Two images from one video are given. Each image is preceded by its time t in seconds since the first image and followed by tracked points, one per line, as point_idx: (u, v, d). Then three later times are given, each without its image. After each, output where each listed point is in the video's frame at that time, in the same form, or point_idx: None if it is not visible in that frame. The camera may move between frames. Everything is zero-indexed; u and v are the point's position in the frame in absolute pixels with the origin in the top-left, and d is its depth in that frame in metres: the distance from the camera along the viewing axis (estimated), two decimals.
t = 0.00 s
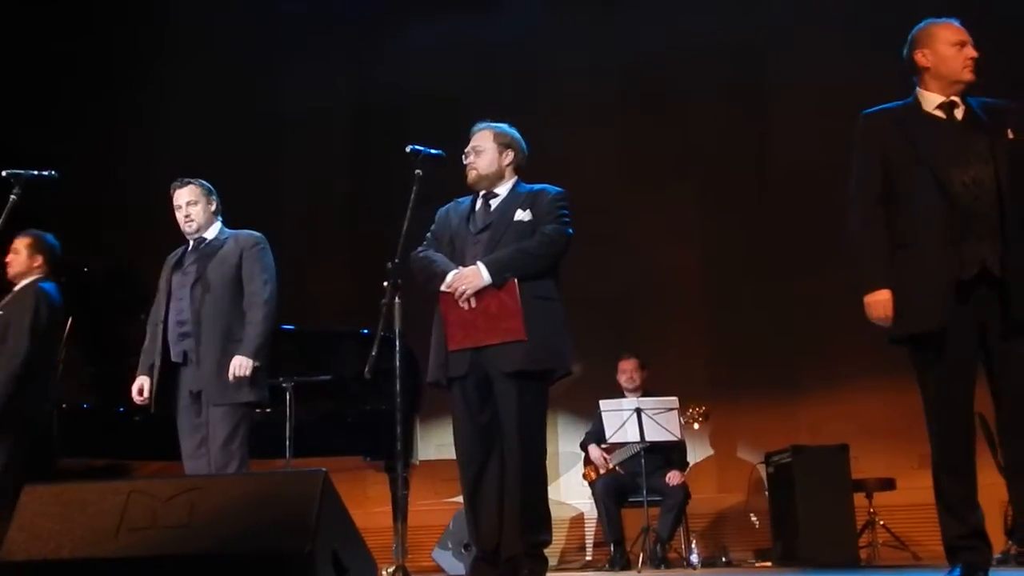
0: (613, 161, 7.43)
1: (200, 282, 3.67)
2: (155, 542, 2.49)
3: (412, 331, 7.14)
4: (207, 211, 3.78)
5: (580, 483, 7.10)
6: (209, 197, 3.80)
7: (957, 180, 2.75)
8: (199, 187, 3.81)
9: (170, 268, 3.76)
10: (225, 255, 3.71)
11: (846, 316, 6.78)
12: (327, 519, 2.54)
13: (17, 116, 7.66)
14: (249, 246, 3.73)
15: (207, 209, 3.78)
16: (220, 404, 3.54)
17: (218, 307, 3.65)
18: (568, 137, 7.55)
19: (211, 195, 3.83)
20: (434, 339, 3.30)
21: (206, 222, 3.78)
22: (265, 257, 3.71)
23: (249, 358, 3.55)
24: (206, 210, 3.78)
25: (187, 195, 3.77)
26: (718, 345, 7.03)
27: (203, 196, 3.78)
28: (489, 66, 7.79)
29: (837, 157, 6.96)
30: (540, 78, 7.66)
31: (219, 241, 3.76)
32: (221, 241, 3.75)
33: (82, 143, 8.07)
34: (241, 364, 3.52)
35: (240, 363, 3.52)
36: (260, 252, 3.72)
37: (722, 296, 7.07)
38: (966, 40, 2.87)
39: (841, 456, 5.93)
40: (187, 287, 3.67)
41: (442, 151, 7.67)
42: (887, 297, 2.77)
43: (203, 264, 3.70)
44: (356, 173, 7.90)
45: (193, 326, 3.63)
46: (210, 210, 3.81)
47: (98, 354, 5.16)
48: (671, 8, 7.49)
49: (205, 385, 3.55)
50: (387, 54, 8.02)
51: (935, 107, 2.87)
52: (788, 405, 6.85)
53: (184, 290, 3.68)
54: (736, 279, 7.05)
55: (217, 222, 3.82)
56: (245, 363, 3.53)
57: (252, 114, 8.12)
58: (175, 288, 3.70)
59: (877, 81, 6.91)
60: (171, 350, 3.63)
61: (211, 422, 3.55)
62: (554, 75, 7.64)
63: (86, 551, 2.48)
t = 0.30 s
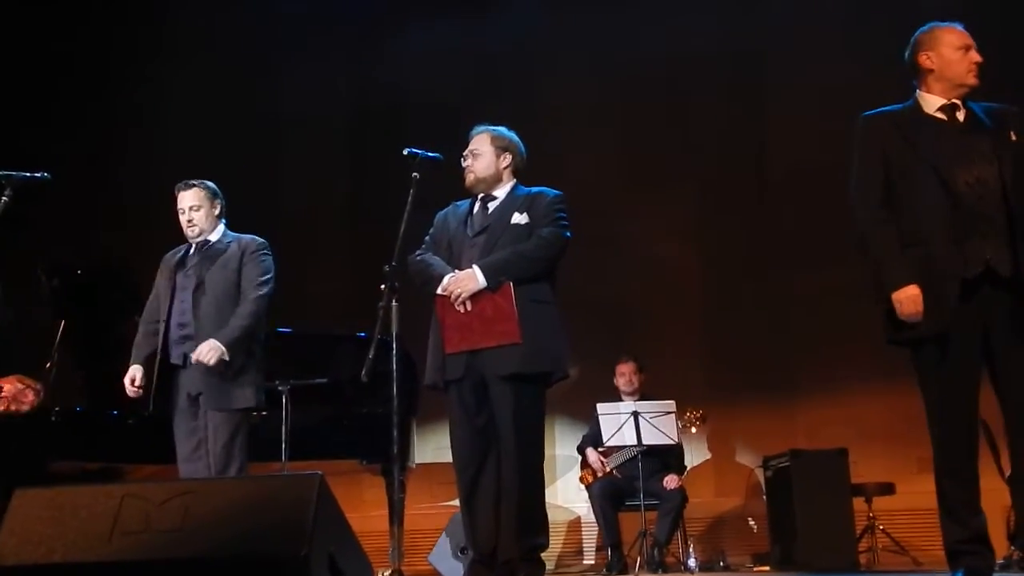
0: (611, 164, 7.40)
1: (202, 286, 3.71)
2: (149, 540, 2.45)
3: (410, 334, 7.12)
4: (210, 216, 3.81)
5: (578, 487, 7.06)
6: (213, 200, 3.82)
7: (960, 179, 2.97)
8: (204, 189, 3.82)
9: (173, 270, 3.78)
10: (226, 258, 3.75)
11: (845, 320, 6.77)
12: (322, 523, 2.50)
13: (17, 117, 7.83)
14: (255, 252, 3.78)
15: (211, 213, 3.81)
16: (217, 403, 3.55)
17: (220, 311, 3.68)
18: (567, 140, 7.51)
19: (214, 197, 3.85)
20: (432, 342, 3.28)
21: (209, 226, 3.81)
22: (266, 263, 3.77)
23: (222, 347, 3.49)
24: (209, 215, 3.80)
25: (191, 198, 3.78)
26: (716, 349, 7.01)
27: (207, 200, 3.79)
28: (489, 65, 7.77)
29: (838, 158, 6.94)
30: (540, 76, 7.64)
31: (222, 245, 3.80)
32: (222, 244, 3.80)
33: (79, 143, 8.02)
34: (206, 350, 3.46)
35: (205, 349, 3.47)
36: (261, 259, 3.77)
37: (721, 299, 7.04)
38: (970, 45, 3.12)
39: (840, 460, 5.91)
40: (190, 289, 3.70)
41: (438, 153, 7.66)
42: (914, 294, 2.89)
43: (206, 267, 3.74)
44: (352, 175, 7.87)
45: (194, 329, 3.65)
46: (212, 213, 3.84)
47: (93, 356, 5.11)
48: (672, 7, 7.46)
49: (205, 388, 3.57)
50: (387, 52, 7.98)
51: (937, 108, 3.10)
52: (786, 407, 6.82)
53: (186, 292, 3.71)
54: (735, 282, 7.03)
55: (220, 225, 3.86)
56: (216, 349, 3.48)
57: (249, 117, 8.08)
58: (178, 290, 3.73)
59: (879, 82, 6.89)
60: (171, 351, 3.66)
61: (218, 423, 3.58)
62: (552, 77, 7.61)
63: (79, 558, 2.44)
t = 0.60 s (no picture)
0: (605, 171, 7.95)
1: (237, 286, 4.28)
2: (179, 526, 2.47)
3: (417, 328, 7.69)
4: (249, 224, 4.37)
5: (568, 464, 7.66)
6: (250, 210, 4.37)
7: (907, 193, 3.52)
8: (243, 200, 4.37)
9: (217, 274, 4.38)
10: (258, 258, 4.30)
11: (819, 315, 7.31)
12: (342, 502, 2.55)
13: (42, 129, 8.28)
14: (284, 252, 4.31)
15: (249, 222, 4.37)
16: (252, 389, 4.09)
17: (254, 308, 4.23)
18: (564, 148, 8.05)
19: (253, 206, 4.41)
20: (439, 339, 3.90)
21: (247, 232, 4.38)
22: (292, 260, 4.27)
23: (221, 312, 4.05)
24: (247, 223, 4.36)
25: (232, 209, 4.34)
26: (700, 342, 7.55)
27: (245, 210, 4.35)
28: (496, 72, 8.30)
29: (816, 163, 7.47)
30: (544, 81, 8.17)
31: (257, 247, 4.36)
32: (260, 246, 4.36)
33: (111, 147, 8.55)
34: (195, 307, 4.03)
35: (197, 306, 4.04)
36: (289, 257, 4.29)
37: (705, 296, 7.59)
38: (920, 71, 3.61)
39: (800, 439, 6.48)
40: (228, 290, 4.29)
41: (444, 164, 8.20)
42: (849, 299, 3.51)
43: (242, 270, 4.30)
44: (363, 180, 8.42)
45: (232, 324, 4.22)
46: (250, 221, 4.39)
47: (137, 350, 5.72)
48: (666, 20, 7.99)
49: (241, 376, 4.13)
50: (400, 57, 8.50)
51: (889, 129, 3.63)
52: (757, 389, 7.40)
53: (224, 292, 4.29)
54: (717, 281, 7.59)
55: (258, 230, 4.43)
56: (212, 312, 4.04)
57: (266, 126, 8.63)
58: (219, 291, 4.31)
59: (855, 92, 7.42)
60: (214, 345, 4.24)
61: (259, 408, 4.13)
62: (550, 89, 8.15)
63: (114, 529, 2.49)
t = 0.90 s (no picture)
0: (601, 178, 8.52)
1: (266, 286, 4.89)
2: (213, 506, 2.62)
3: (424, 324, 8.33)
4: (275, 231, 4.99)
5: (559, 447, 8.25)
6: (276, 220, 4.98)
7: (860, 206, 4.12)
8: (269, 211, 4.97)
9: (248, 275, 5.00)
10: (285, 262, 4.90)
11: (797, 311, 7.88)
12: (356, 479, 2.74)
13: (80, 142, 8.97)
14: (308, 257, 4.93)
15: (275, 230, 4.98)
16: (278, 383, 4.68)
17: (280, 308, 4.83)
18: (562, 157, 8.64)
19: (277, 216, 5.01)
20: (445, 335, 4.51)
21: (274, 239, 4.99)
22: (313, 265, 4.88)
23: (248, 290, 4.81)
24: (273, 231, 4.98)
25: (259, 220, 4.95)
26: (681, 336, 8.13)
27: (272, 221, 4.96)
28: (501, 82, 8.88)
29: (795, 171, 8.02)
30: (545, 90, 8.75)
31: (284, 252, 4.96)
32: (287, 251, 4.94)
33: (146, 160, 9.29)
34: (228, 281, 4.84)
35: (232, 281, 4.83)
36: (312, 262, 4.90)
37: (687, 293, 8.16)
38: (873, 94, 4.16)
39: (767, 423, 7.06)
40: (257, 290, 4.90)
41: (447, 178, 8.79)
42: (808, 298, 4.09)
43: (270, 272, 4.90)
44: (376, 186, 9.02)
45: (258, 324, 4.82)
46: (276, 230, 5.01)
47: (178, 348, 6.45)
48: (658, 38, 8.54)
49: (267, 370, 4.73)
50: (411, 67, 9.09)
51: (847, 147, 4.21)
52: (718, 386, 8.00)
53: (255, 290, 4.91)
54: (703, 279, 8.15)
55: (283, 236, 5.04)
56: (240, 287, 4.82)
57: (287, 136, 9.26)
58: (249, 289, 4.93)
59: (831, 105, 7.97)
60: (244, 343, 4.86)
61: (282, 400, 4.72)
62: (550, 103, 8.74)
63: (151, 506, 2.65)
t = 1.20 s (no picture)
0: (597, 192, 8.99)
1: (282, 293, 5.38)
2: (230, 498, 2.75)
3: (428, 329, 8.82)
4: (287, 244, 5.47)
5: (552, 443, 8.73)
6: (287, 234, 5.47)
7: (827, 224, 4.50)
8: (280, 227, 5.45)
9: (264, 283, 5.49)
10: (298, 272, 5.40)
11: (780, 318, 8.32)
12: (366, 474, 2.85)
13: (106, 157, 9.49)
14: (319, 267, 5.42)
15: (287, 243, 5.46)
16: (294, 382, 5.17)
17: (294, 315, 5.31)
18: (560, 172, 9.13)
19: (288, 230, 5.50)
20: (446, 338, 4.99)
21: (287, 252, 5.48)
22: (325, 275, 5.37)
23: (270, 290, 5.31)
24: (286, 245, 5.46)
25: (270, 236, 5.42)
26: (669, 341, 8.59)
27: (282, 236, 5.44)
28: (502, 102, 9.37)
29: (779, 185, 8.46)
30: (541, 109, 9.24)
31: (297, 262, 5.46)
32: (299, 263, 5.44)
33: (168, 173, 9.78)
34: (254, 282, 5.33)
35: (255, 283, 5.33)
36: (323, 272, 5.39)
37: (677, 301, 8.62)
38: (836, 119, 4.55)
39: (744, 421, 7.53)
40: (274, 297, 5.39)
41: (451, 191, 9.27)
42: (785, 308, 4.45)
43: (285, 281, 5.40)
44: (383, 199, 9.50)
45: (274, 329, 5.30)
46: (286, 244, 5.49)
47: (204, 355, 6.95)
48: (650, 59, 9.00)
49: (282, 372, 5.21)
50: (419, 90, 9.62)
51: (817, 168, 4.62)
52: (704, 386, 8.44)
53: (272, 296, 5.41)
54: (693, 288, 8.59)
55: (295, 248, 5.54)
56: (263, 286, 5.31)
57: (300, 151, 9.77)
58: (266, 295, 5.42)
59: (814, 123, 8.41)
60: (261, 346, 5.34)
61: (297, 398, 5.20)
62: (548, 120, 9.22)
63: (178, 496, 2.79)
